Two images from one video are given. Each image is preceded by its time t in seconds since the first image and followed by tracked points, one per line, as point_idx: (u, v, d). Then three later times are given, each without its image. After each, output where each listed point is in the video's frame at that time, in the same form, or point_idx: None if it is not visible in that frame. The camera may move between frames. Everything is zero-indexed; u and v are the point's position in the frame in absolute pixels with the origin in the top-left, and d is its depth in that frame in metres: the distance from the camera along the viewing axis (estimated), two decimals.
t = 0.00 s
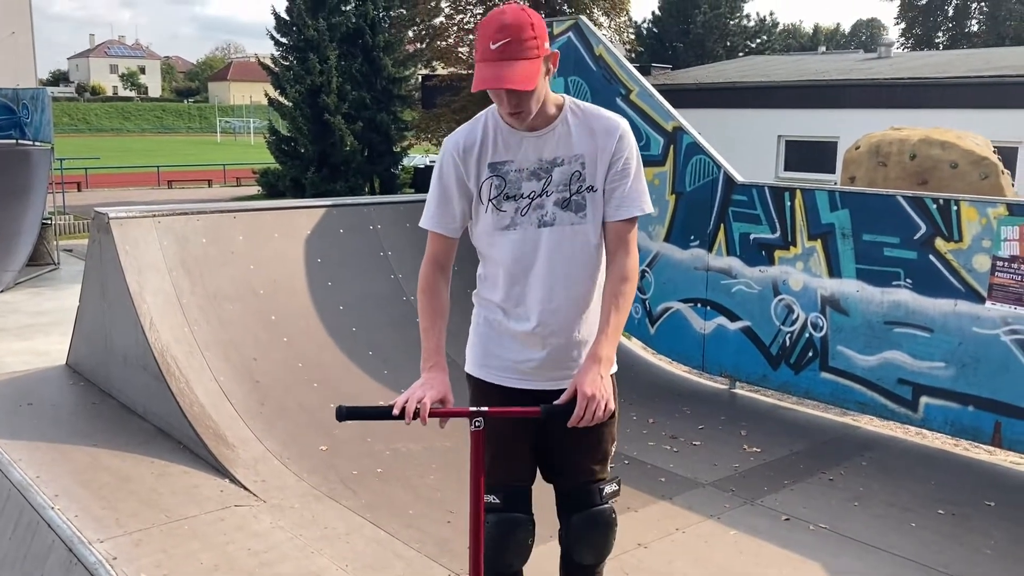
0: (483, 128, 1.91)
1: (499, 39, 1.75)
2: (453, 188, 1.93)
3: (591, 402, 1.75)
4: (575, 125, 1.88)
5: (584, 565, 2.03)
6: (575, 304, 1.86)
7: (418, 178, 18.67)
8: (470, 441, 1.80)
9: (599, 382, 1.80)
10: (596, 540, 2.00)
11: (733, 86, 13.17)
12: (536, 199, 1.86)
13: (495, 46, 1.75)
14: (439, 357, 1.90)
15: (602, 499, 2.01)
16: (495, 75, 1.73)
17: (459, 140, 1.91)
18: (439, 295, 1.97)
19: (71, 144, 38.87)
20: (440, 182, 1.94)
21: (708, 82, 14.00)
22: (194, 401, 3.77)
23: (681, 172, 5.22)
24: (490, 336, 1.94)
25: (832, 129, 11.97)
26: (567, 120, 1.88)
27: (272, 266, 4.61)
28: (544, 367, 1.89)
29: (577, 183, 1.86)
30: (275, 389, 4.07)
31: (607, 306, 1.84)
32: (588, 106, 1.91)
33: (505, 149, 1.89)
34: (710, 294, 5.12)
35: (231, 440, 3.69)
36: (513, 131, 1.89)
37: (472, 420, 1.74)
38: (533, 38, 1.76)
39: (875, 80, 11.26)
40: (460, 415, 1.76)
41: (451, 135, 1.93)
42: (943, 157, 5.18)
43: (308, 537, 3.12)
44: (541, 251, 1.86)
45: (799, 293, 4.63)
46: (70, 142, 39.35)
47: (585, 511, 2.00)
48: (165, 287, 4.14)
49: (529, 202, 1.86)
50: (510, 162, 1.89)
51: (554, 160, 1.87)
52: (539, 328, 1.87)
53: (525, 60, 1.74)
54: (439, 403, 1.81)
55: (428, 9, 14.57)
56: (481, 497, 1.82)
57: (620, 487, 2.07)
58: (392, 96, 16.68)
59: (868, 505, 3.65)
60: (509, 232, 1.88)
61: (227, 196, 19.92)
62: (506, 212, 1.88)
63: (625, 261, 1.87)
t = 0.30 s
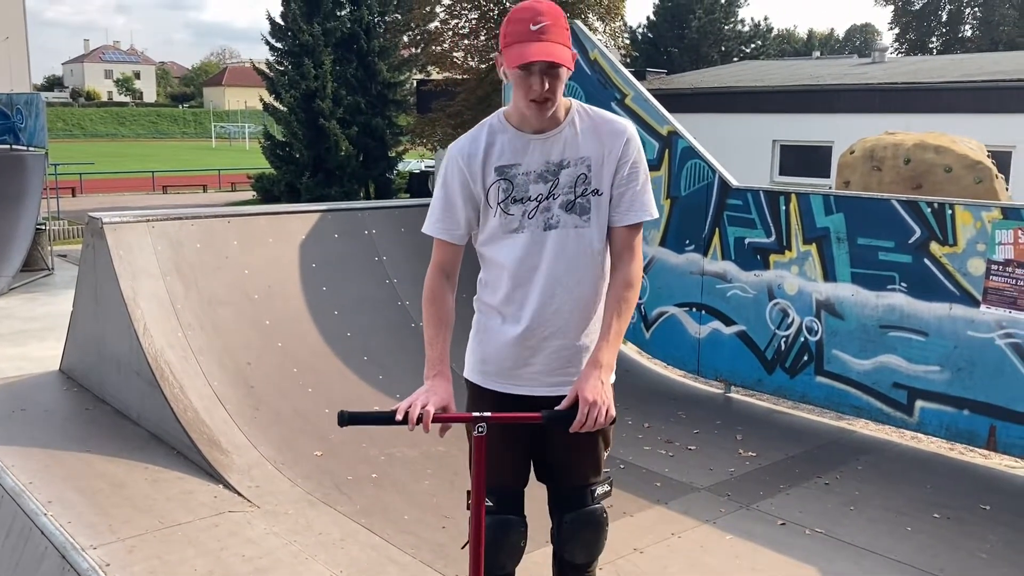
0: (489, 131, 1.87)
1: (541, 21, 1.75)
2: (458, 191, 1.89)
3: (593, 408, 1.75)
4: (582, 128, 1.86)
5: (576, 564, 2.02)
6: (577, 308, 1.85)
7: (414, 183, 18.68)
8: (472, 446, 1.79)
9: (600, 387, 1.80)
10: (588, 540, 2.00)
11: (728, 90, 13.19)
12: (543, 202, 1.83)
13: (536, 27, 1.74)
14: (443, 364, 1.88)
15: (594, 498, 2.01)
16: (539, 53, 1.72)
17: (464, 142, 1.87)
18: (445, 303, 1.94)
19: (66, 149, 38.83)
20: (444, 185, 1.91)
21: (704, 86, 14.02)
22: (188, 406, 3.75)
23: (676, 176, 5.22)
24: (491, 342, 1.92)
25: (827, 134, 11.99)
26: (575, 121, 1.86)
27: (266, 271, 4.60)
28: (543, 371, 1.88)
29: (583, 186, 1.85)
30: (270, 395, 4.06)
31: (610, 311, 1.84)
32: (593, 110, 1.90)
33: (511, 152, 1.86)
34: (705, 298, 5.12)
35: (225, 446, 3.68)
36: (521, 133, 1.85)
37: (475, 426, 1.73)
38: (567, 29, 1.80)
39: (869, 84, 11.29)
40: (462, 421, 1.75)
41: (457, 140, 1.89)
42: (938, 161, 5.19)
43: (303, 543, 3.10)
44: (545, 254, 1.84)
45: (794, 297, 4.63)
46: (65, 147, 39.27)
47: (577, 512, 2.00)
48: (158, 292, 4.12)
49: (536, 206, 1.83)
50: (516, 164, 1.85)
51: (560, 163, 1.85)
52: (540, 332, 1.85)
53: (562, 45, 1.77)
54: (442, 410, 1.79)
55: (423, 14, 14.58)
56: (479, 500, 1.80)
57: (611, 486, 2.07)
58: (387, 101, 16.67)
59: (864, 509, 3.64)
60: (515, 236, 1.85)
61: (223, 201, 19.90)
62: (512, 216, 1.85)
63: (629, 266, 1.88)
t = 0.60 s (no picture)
0: (491, 132, 1.87)
1: (551, 22, 1.76)
2: (461, 192, 1.88)
3: (592, 411, 1.75)
4: (584, 130, 1.87)
5: (575, 568, 2.02)
6: (578, 312, 1.85)
7: (410, 187, 18.69)
8: (473, 450, 1.78)
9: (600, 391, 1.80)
10: (588, 544, 2.00)
11: (723, 94, 13.23)
12: (544, 204, 1.83)
13: (546, 28, 1.75)
14: (444, 366, 1.88)
15: (593, 501, 2.01)
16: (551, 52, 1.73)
17: (467, 142, 1.87)
18: (445, 303, 1.94)
19: (61, 153, 38.78)
20: (446, 186, 1.90)
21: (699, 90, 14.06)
22: (184, 410, 3.74)
23: (672, 179, 5.23)
24: (491, 345, 1.91)
25: (822, 137, 12.03)
26: (577, 124, 1.87)
27: (262, 275, 4.59)
28: (543, 375, 1.87)
29: (584, 188, 1.85)
30: (266, 398, 4.05)
31: (611, 314, 1.84)
32: (595, 113, 1.91)
33: (514, 153, 1.86)
34: (702, 301, 5.12)
35: (221, 449, 3.67)
36: (525, 134, 1.86)
37: (477, 429, 1.72)
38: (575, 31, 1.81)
39: (864, 87, 11.32)
40: (464, 424, 1.74)
41: (459, 140, 1.89)
42: (932, 164, 5.22)
43: (300, 547, 3.09)
44: (546, 256, 1.84)
45: (790, 299, 4.64)
46: (60, 151, 39.19)
47: (576, 516, 1.99)
48: (154, 296, 4.11)
49: (538, 208, 1.83)
50: (519, 166, 1.85)
51: (563, 165, 1.85)
52: (541, 335, 1.85)
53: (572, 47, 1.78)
54: (443, 413, 1.79)
55: (419, 18, 14.60)
56: (480, 505, 1.80)
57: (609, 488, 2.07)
58: (383, 105, 16.74)
59: (861, 512, 3.64)
60: (517, 238, 1.85)
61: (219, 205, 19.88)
62: (515, 217, 1.85)
63: (630, 269, 1.88)
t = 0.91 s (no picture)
0: (490, 133, 1.87)
1: (559, 31, 1.76)
2: (459, 193, 1.88)
3: (587, 410, 1.75)
4: (583, 133, 1.87)
5: (572, 569, 2.02)
6: (575, 314, 1.85)
7: (407, 188, 18.69)
8: (468, 450, 1.78)
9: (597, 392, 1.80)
10: (584, 546, 2.00)
11: (719, 95, 13.24)
12: (543, 206, 1.83)
13: (554, 37, 1.75)
14: (439, 366, 1.88)
15: (589, 503, 2.01)
16: (566, 62, 1.73)
17: (466, 143, 1.87)
18: (441, 303, 1.94)
19: (57, 154, 38.70)
20: (444, 187, 1.90)
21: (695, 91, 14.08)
22: (180, 412, 3.74)
23: (668, 180, 5.24)
24: (487, 345, 1.91)
25: (817, 138, 12.06)
26: (578, 126, 1.87)
27: (258, 276, 4.58)
28: (540, 376, 1.87)
29: (583, 192, 1.85)
30: (261, 400, 4.04)
31: (607, 316, 1.85)
32: (595, 116, 1.91)
33: (513, 155, 1.86)
34: (698, 302, 5.13)
35: (217, 451, 3.66)
36: (525, 137, 1.86)
37: (471, 428, 1.73)
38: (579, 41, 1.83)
39: (859, 88, 11.35)
40: (458, 423, 1.74)
41: (458, 140, 1.88)
42: (928, 165, 5.22)
43: (296, 549, 3.09)
44: (545, 258, 1.84)
45: (786, 300, 4.64)
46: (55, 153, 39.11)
47: (573, 518, 1.99)
48: (150, 297, 4.11)
49: (536, 209, 1.83)
50: (518, 167, 1.85)
51: (562, 167, 1.85)
52: (538, 337, 1.85)
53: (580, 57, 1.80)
54: (438, 412, 1.79)
55: (415, 19, 14.59)
56: (475, 506, 1.80)
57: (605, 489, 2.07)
58: (379, 106, 16.77)
59: (857, 512, 3.65)
60: (515, 239, 1.85)
61: (215, 207, 19.86)
62: (513, 218, 1.85)
63: (627, 272, 1.90)
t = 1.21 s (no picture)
0: (490, 131, 1.87)
1: (520, 54, 1.73)
2: (456, 192, 1.88)
3: (583, 409, 1.74)
4: (583, 134, 1.86)
5: (567, 568, 2.02)
6: (571, 315, 1.85)
7: (404, 187, 18.68)
8: (462, 447, 1.78)
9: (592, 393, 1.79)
10: (580, 545, 2.00)
11: (717, 94, 13.23)
12: (540, 206, 1.83)
13: (515, 61, 1.73)
14: (433, 363, 1.87)
15: (585, 503, 2.00)
16: (520, 93, 1.71)
17: (465, 142, 1.87)
18: (437, 300, 1.93)
19: (54, 155, 38.65)
20: (443, 185, 1.90)
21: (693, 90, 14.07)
22: (176, 412, 3.73)
23: (665, 180, 5.24)
24: (483, 344, 1.91)
25: (815, 137, 12.06)
26: (577, 129, 1.86)
27: (254, 275, 4.57)
28: (534, 375, 1.86)
29: (580, 194, 1.85)
30: (257, 400, 4.04)
31: (604, 317, 1.84)
32: (594, 117, 1.90)
33: (511, 155, 1.86)
34: (695, 301, 5.13)
35: (213, 451, 3.66)
36: (522, 139, 1.86)
37: (465, 426, 1.72)
38: (553, 53, 1.75)
39: (856, 87, 11.34)
40: (453, 421, 1.74)
41: (456, 139, 1.88)
42: (925, 164, 5.22)
43: (292, 549, 3.09)
44: (541, 258, 1.83)
45: (783, 299, 4.64)
46: (53, 153, 39.03)
47: (568, 518, 1.99)
48: (146, 296, 4.10)
49: (533, 209, 1.83)
50: (516, 167, 1.86)
51: (559, 168, 1.85)
52: (533, 336, 1.84)
53: (549, 76, 1.74)
54: (432, 409, 1.78)
55: (412, 18, 14.59)
56: (469, 503, 1.80)
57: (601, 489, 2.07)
58: (377, 105, 16.78)
59: (854, 511, 3.65)
60: (512, 238, 1.85)
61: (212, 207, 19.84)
62: (509, 218, 1.85)
63: (626, 274, 1.89)
